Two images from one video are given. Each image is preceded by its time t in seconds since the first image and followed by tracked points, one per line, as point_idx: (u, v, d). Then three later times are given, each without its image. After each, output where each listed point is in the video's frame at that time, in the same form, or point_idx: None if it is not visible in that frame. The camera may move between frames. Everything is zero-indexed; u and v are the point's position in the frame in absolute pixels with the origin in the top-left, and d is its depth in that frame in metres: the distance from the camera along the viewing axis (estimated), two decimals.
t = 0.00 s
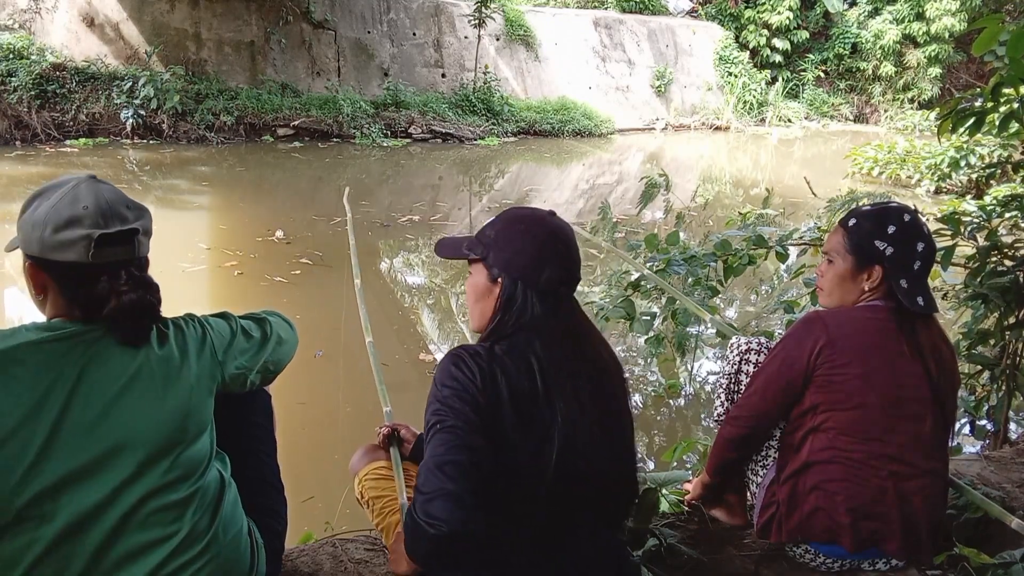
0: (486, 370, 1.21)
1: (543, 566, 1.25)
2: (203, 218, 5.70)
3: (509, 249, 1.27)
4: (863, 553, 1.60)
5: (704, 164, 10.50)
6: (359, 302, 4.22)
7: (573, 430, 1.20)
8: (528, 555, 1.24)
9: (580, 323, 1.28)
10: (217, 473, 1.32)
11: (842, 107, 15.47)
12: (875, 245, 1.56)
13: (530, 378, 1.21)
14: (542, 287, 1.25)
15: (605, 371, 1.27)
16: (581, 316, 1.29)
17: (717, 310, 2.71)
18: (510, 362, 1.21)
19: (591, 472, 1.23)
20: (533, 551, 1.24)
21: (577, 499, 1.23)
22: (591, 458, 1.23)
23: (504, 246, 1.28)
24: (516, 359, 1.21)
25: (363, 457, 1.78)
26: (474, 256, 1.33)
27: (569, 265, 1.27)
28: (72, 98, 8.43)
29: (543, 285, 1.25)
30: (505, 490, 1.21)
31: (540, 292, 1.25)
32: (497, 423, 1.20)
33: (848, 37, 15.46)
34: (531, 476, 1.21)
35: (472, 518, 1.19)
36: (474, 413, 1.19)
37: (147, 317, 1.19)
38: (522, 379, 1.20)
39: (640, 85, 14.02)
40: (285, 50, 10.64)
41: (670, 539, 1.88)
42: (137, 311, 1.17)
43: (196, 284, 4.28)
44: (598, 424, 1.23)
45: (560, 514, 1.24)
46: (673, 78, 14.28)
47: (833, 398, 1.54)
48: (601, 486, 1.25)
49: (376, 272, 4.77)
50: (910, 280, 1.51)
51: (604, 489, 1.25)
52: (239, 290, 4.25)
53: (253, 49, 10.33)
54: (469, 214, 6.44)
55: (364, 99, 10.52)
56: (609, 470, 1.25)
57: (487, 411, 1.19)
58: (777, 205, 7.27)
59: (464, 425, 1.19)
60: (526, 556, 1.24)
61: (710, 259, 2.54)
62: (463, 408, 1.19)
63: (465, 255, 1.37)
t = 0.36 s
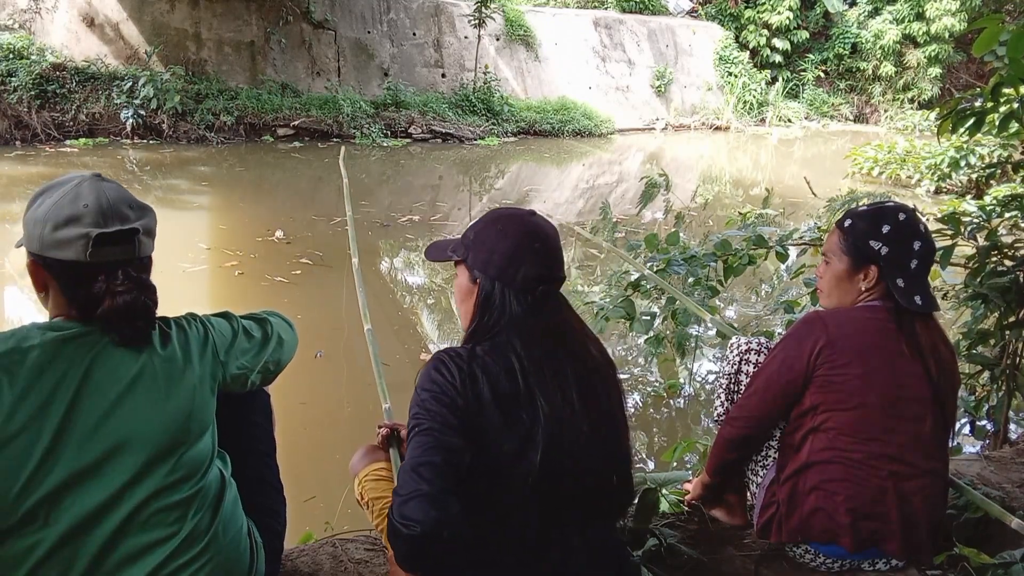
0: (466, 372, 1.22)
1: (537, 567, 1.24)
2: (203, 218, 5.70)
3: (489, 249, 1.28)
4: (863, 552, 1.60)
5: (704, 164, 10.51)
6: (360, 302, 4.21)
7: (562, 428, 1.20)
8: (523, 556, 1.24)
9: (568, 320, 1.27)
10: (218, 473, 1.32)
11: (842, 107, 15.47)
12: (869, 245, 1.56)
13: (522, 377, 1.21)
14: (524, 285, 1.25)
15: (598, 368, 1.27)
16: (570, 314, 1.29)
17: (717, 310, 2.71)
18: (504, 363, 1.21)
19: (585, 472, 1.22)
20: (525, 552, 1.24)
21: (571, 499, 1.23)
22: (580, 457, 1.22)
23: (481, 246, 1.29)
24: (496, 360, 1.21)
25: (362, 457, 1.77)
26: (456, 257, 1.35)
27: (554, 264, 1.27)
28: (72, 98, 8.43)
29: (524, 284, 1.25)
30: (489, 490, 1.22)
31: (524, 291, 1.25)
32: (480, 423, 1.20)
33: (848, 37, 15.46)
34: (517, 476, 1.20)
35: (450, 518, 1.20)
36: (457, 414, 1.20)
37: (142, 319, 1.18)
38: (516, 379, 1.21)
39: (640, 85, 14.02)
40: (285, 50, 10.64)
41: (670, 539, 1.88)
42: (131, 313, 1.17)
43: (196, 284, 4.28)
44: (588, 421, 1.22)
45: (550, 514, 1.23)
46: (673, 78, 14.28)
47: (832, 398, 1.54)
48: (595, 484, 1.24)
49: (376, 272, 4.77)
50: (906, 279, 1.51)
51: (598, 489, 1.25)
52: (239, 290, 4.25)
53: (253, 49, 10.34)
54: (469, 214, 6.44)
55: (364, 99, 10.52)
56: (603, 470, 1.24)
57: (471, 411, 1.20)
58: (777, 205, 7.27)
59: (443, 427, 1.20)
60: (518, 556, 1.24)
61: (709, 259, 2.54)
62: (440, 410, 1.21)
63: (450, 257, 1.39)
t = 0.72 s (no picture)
0: (461, 374, 1.22)
1: (535, 567, 1.24)
2: (203, 218, 5.70)
3: (482, 250, 1.27)
4: (863, 553, 1.60)
5: (704, 164, 10.50)
6: (360, 302, 4.21)
7: (559, 426, 1.20)
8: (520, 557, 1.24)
9: (563, 320, 1.27)
10: (219, 472, 1.32)
11: (842, 107, 15.46)
12: (866, 246, 1.56)
13: (519, 377, 1.21)
14: (518, 285, 1.25)
15: (594, 368, 1.27)
16: (565, 312, 1.29)
17: (717, 309, 2.71)
18: (501, 364, 1.22)
19: (583, 472, 1.22)
20: (524, 552, 1.24)
21: (569, 500, 1.23)
22: (578, 458, 1.22)
23: (472, 247, 1.29)
24: (492, 362, 1.22)
25: (362, 458, 1.77)
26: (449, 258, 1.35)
27: (547, 263, 1.27)
28: (72, 98, 8.43)
29: (518, 282, 1.25)
30: (487, 491, 1.22)
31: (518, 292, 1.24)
32: (477, 425, 1.20)
33: (848, 37, 15.46)
34: (514, 476, 1.21)
35: (444, 523, 1.18)
36: (453, 417, 1.20)
37: (142, 319, 1.18)
38: (513, 379, 1.21)
39: (640, 85, 14.02)
40: (285, 50, 10.64)
41: (670, 539, 1.88)
42: (131, 313, 1.16)
43: (196, 284, 4.28)
44: (585, 419, 1.22)
45: (549, 514, 1.23)
46: (673, 78, 14.28)
47: (831, 398, 1.54)
48: (595, 481, 1.24)
49: (376, 272, 4.77)
50: (903, 278, 1.51)
51: (597, 490, 1.25)
52: (240, 290, 4.25)
53: (253, 49, 10.34)
54: (469, 214, 6.44)
55: (364, 99, 10.52)
56: (601, 469, 1.25)
57: (467, 414, 1.20)
58: (777, 205, 7.27)
59: (438, 429, 1.20)
60: (517, 556, 1.24)
61: (710, 259, 2.54)
62: (436, 413, 1.20)
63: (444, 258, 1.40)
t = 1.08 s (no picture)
0: (455, 376, 1.23)
1: (533, 566, 1.25)
2: (203, 218, 5.70)
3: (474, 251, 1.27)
4: (863, 553, 1.60)
5: (704, 164, 10.51)
6: (359, 302, 4.21)
7: (554, 426, 1.20)
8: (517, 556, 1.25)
9: (560, 322, 1.27)
10: (221, 473, 1.32)
11: (842, 107, 15.45)
12: (864, 246, 1.56)
13: (515, 378, 1.20)
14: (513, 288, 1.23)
15: (592, 370, 1.27)
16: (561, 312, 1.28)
17: (717, 309, 2.70)
18: (499, 364, 1.22)
19: (581, 472, 1.23)
20: (518, 552, 1.24)
21: (567, 500, 1.23)
22: (577, 458, 1.22)
23: (464, 248, 1.28)
24: (486, 363, 1.22)
25: (362, 458, 1.77)
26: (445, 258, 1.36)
27: (542, 263, 1.26)
28: (72, 98, 8.43)
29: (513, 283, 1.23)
30: (485, 492, 1.22)
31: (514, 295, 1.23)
32: (473, 426, 1.20)
33: (848, 37, 15.45)
34: (511, 477, 1.21)
35: (438, 529, 1.19)
36: (444, 422, 1.20)
37: (143, 319, 1.18)
38: (511, 380, 1.20)
39: (640, 85, 14.02)
40: (285, 50, 10.64)
41: (670, 540, 1.87)
42: (131, 313, 1.16)
43: (197, 284, 4.28)
44: (582, 420, 1.22)
45: (544, 514, 1.23)
46: (673, 78, 14.28)
47: (831, 398, 1.54)
48: (591, 481, 1.25)
49: (376, 272, 4.77)
50: (902, 278, 1.51)
51: (595, 489, 1.26)
52: (240, 290, 4.25)
53: (253, 49, 10.34)
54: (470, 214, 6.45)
55: (364, 99, 10.52)
56: (599, 470, 1.25)
57: (458, 418, 1.20)
58: (777, 205, 7.27)
59: (431, 435, 1.20)
60: (511, 557, 1.25)
61: (710, 259, 2.54)
62: (427, 420, 1.21)
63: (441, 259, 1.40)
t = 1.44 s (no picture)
0: (454, 377, 1.23)
1: (534, 566, 1.25)
2: (203, 218, 5.70)
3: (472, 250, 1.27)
4: (863, 553, 1.60)
5: (704, 163, 10.51)
6: (359, 302, 4.21)
7: (554, 426, 1.20)
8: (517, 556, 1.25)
9: (561, 322, 1.27)
10: (220, 474, 1.32)
11: (842, 107, 15.45)
12: (863, 246, 1.56)
13: (515, 377, 1.20)
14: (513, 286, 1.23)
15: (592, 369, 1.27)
16: (563, 311, 1.29)
17: (717, 309, 2.70)
18: (499, 364, 1.21)
19: (581, 472, 1.23)
20: (518, 552, 1.24)
21: (567, 500, 1.23)
22: (577, 458, 1.22)
23: (464, 247, 1.28)
24: (485, 365, 1.22)
25: (361, 458, 1.77)
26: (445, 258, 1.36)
27: (542, 264, 1.26)
28: (72, 98, 8.43)
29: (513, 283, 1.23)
30: (485, 493, 1.22)
31: (514, 294, 1.23)
32: (471, 428, 1.20)
33: (848, 37, 15.46)
34: (511, 478, 1.20)
35: (436, 529, 1.19)
36: (444, 423, 1.20)
37: (142, 320, 1.18)
38: (509, 380, 1.20)
39: (640, 85, 14.02)
40: (285, 50, 10.64)
41: (670, 539, 1.87)
42: (131, 314, 1.17)
43: (196, 284, 4.28)
44: (582, 422, 1.22)
45: (543, 514, 1.23)
46: (673, 78, 14.28)
47: (831, 398, 1.54)
48: (591, 481, 1.24)
49: (376, 272, 4.77)
50: (900, 278, 1.51)
51: (596, 488, 1.26)
52: (240, 290, 4.24)
53: (253, 49, 10.34)
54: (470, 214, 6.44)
55: (364, 99, 10.52)
56: (599, 469, 1.25)
57: (459, 419, 1.20)
58: (777, 205, 7.27)
59: (429, 435, 1.20)
60: (511, 556, 1.25)
61: (709, 259, 2.54)
62: (427, 420, 1.21)
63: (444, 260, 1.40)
